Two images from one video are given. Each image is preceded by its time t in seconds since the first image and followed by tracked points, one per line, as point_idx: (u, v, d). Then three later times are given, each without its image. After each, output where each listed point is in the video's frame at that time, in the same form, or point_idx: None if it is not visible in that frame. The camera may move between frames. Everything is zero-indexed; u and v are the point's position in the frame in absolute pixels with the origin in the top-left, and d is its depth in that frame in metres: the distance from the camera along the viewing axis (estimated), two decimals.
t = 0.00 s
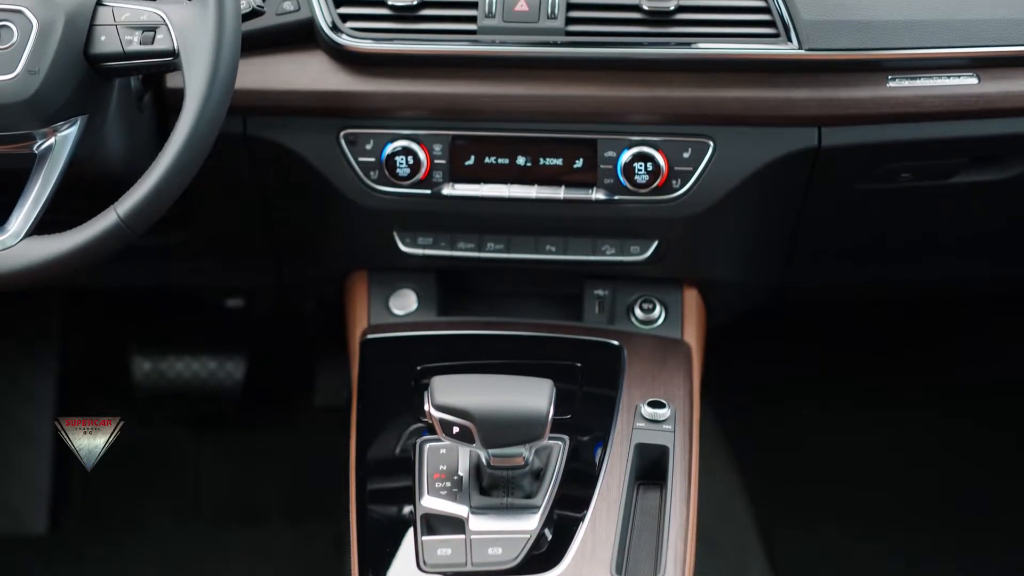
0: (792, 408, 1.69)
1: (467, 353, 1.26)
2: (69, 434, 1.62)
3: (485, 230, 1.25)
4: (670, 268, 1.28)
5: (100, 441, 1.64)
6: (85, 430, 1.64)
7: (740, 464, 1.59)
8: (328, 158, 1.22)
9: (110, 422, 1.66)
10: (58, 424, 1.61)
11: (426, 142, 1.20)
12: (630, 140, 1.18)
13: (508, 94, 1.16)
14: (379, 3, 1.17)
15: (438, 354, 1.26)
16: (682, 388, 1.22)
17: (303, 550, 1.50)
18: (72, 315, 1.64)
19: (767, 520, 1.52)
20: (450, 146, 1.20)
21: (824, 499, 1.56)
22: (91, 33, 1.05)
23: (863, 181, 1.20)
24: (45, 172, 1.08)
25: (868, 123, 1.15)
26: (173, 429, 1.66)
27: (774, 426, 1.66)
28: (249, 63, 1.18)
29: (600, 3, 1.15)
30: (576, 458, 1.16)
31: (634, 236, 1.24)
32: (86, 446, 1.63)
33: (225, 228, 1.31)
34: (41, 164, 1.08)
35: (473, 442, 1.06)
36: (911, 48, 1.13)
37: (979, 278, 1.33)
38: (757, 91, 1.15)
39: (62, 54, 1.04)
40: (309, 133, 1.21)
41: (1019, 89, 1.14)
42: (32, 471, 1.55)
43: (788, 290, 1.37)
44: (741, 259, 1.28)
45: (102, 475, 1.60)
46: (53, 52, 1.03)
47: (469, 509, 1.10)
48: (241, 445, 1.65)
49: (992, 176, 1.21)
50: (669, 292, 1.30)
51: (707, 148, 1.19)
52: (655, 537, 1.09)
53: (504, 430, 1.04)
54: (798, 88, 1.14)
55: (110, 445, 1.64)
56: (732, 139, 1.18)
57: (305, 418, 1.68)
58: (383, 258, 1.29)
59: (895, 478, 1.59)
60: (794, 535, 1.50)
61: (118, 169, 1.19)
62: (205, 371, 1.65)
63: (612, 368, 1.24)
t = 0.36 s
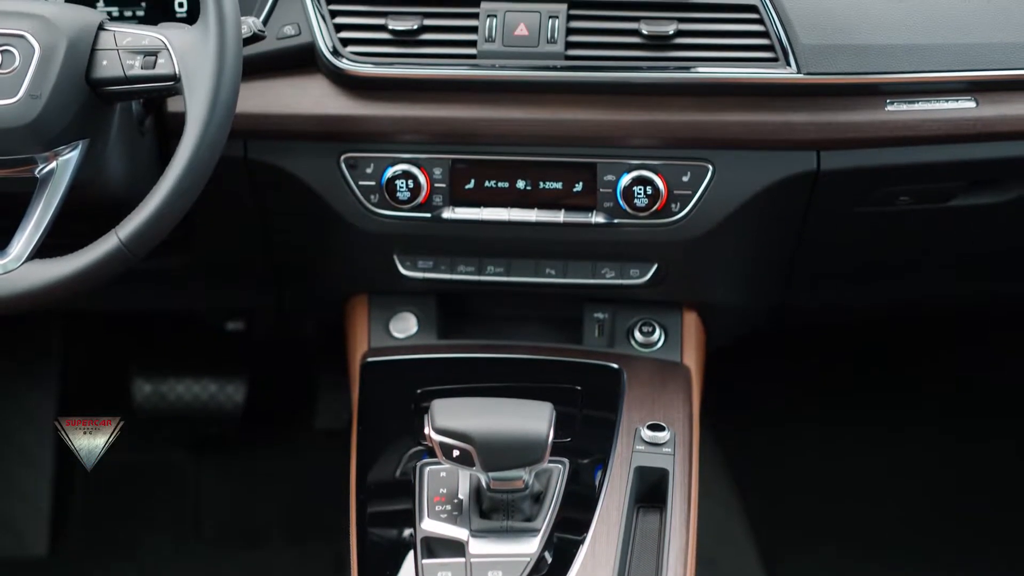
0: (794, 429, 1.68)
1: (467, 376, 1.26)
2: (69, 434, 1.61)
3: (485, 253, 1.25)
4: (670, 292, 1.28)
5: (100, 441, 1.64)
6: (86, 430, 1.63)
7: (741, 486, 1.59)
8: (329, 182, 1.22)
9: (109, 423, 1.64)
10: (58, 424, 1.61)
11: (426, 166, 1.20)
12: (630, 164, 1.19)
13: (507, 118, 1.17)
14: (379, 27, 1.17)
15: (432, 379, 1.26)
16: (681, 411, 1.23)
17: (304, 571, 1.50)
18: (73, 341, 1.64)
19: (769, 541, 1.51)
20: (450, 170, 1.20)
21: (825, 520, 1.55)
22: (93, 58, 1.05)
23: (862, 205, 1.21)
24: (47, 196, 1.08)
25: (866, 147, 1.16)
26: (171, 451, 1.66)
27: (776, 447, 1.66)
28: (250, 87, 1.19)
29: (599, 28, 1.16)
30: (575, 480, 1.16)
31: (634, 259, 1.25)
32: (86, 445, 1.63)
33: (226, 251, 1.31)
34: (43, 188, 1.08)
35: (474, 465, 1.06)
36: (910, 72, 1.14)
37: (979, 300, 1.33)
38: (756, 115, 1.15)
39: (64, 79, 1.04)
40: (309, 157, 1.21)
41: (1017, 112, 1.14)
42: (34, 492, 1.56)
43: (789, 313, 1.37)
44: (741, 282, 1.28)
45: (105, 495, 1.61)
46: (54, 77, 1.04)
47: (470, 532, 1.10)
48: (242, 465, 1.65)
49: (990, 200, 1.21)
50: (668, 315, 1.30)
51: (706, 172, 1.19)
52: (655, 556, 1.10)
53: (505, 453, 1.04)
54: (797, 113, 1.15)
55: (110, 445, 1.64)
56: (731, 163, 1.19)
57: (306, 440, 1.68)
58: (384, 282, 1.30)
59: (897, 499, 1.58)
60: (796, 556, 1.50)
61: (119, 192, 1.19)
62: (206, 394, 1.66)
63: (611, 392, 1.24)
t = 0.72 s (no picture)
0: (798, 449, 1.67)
1: (468, 399, 1.27)
2: (68, 435, 1.62)
3: (485, 274, 1.26)
4: (670, 313, 1.28)
5: (100, 441, 1.64)
6: (85, 429, 1.64)
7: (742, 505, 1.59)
8: (329, 203, 1.23)
9: (110, 422, 1.65)
10: (58, 424, 1.63)
11: (427, 188, 1.21)
12: (629, 186, 1.19)
13: (507, 139, 1.17)
14: (379, 49, 1.19)
15: (444, 398, 1.28)
16: (681, 432, 1.23)
17: None
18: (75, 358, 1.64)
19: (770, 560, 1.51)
20: (450, 192, 1.21)
21: (827, 540, 1.55)
22: (95, 80, 1.06)
23: (860, 227, 1.21)
24: (48, 218, 1.08)
25: (865, 168, 1.16)
26: (173, 472, 1.64)
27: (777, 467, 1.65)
28: (251, 108, 1.19)
29: (599, 50, 1.18)
30: (576, 500, 1.17)
31: (633, 280, 1.25)
32: (86, 445, 1.64)
33: (226, 272, 1.31)
34: (44, 211, 1.08)
35: (474, 486, 1.06)
36: (908, 94, 1.14)
37: (980, 321, 1.33)
38: (754, 136, 1.16)
39: (65, 101, 1.05)
40: (310, 178, 1.22)
41: (1015, 134, 1.15)
42: (33, 512, 1.55)
43: (790, 334, 1.37)
44: (741, 302, 1.28)
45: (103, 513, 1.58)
46: (55, 98, 1.05)
47: (469, 553, 1.10)
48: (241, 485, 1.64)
49: (989, 221, 1.21)
50: (667, 336, 1.30)
51: (705, 193, 1.19)
52: None
53: (505, 474, 1.04)
54: (795, 134, 1.15)
55: (110, 446, 1.64)
56: (730, 186, 1.19)
57: (306, 460, 1.68)
58: (384, 303, 1.30)
59: (899, 519, 1.58)
60: None
61: (121, 212, 1.20)
62: (206, 415, 1.67)
63: (611, 412, 1.25)
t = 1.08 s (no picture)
0: (800, 467, 1.66)
1: (469, 419, 1.28)
2: (68, 435, 1.62)
3: (485, 293, 1.26)
4: (670, 332, 1.28)
5: (99, 441, 1.64)
6: (86, 430, 1.64)
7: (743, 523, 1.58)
8: (329, 223, 1.23)
9: (110, 422, 1.65)
10: (58, 424, 1.63)
11: (427, 208, 1.21)
12: (628, 205, 1.20)
13: (506, 158, 1.17)
14: (380, 69, 1.20)
15: (443, 417, 1.28)
16: (681, 451, 1.23)
17: None
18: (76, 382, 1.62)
19: None
20: (450, 211, 1.21)
21: (829, 559, 1.54)
22: (96, 100, 1.07)
23: (860, 246, 1.21)
24: (50, 237, 1.08)
25: (864, 187, 1.16)
26: (174, 490, 1.64)
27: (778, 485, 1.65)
28: (251, 128, 1.20)
29: (599, 70, 1.19)
30: (576, 519, 1.18)
31: (632, 299, 1.25)
32: (86, 445, 1.64)
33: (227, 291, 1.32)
34: (45, 230, 1.09)
35: (474, 505, 1.06)
36: (906, 113, 1.15)
37: (980, 339, 1.33)
38: (753, 156, 1.16)
39: (66, 121, 1.05)
40: (310, 197, 1.22)
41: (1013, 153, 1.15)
42: (32, 530, 1.55)
43: (790, 353, 1.36)
44: (741, 321, 1.28)
45: (104, 532, 1.58)
46: (56, 118, 1.05)
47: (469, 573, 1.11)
48: (241, 504, 1.64)
49: (989, 240, 1.22)
50: (667, 355, 1.30)
51: (705, 213, 1.20)
52: None
53: (505, 492, 1.04)
54: (794, 153, 1.16)
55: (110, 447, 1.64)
56: (729, 206, 1.19)
57: (304, 478, 1.67)
58: (384, 322, 1.30)
59: (902, 537, 1.57)
60: None
61: (121, 230, 1.20)
62: (206, 433, 1.66)
63: (610, 432, 1.25)
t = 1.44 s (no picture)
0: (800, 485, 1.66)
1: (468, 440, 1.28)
2: (68, 435, 1.63)
3: (485, 312, 1.26)
4: (669, 352, 1.28)
5: (99, 441, 1.65)
6: (86, 429, 1.64)
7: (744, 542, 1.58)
8: (330, 243, 1.23)
9: (110, 422, 1.63)
10: (58, 424, 1.64)
11: (427, 227, 1.22)
12: (627, 225, 1.20)
13: (505, 178, 1.18)
14: (379, 89, 1.21)
15: (443, 437, 1.29)
16: (681, 471, 1.23)
17: None
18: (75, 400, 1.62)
19: None
20: (450, 231, 1.21)
21: None
22: (97, 120, 1.07)
23: (859, 265, 1.21)
24: (51, 257, 1.08)
25: (863, 208, 1.17)
26: (174, 509, 1.64)
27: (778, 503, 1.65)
28: (252, 148, 1.20)
29: (599, 91, 1.19)
30: (575, 539, 1.20)
31: (632, 319, 1.25)
32: (86, 444, 1.64)
33: (227, 310, 1.32)
34: (47, 250, 1.09)
35: (474, 524, 1.06)
36: (905, 133, 1.15)
37: (980, 359, 1.33)
38: (753, 176, 1.16)
39: (67, 141, 1.06)
40: (310, 217, 1.22)
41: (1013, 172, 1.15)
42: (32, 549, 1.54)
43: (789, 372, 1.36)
44: (741, 340, 1.28)
45: (104, 551, 1.58)
46: (57, 138, 1.06)
47: None
48: (241, 523, 1.63)
49: (987, 260, 1.22)
50: (667, 374, 1.30)
51: (704, 232, 1.20)
52: None
53: (505, 512, 1.04)
54: (793, 173, 1.16)
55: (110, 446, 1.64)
56: (728, 227, 1.20)
57: (305, 497, 1.67)
58: (384, 342, 1.30)
59: (903, 556, 1.57)
60: None
61: (122, 250, 1.20)
62: (206, 452, 1.66)
63: (609, 452, 1.26)
